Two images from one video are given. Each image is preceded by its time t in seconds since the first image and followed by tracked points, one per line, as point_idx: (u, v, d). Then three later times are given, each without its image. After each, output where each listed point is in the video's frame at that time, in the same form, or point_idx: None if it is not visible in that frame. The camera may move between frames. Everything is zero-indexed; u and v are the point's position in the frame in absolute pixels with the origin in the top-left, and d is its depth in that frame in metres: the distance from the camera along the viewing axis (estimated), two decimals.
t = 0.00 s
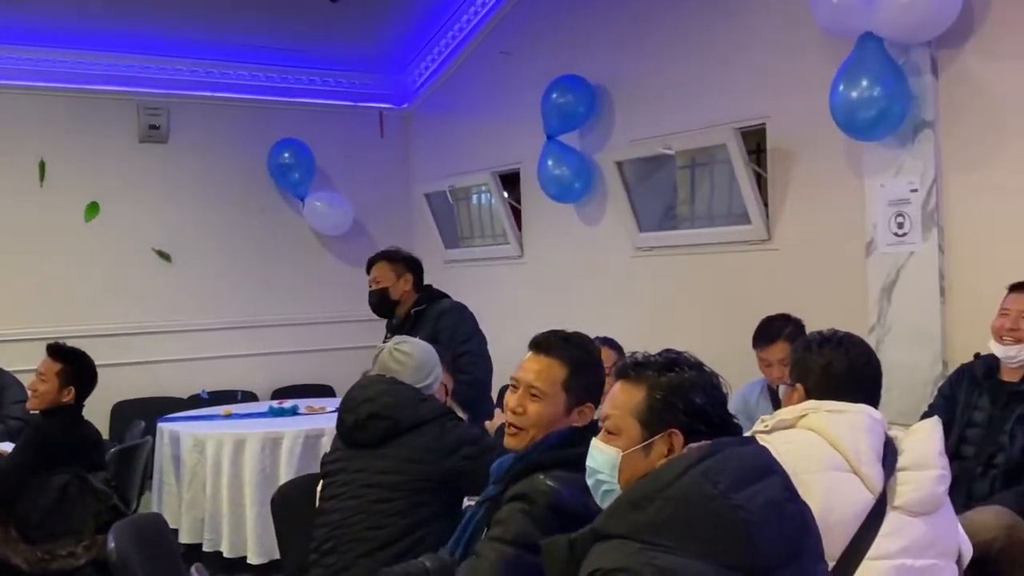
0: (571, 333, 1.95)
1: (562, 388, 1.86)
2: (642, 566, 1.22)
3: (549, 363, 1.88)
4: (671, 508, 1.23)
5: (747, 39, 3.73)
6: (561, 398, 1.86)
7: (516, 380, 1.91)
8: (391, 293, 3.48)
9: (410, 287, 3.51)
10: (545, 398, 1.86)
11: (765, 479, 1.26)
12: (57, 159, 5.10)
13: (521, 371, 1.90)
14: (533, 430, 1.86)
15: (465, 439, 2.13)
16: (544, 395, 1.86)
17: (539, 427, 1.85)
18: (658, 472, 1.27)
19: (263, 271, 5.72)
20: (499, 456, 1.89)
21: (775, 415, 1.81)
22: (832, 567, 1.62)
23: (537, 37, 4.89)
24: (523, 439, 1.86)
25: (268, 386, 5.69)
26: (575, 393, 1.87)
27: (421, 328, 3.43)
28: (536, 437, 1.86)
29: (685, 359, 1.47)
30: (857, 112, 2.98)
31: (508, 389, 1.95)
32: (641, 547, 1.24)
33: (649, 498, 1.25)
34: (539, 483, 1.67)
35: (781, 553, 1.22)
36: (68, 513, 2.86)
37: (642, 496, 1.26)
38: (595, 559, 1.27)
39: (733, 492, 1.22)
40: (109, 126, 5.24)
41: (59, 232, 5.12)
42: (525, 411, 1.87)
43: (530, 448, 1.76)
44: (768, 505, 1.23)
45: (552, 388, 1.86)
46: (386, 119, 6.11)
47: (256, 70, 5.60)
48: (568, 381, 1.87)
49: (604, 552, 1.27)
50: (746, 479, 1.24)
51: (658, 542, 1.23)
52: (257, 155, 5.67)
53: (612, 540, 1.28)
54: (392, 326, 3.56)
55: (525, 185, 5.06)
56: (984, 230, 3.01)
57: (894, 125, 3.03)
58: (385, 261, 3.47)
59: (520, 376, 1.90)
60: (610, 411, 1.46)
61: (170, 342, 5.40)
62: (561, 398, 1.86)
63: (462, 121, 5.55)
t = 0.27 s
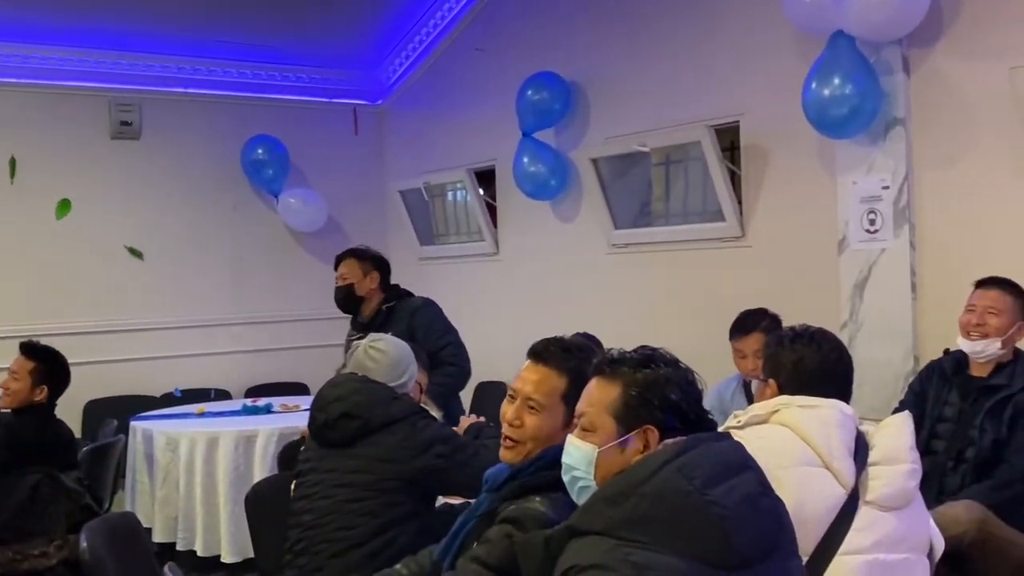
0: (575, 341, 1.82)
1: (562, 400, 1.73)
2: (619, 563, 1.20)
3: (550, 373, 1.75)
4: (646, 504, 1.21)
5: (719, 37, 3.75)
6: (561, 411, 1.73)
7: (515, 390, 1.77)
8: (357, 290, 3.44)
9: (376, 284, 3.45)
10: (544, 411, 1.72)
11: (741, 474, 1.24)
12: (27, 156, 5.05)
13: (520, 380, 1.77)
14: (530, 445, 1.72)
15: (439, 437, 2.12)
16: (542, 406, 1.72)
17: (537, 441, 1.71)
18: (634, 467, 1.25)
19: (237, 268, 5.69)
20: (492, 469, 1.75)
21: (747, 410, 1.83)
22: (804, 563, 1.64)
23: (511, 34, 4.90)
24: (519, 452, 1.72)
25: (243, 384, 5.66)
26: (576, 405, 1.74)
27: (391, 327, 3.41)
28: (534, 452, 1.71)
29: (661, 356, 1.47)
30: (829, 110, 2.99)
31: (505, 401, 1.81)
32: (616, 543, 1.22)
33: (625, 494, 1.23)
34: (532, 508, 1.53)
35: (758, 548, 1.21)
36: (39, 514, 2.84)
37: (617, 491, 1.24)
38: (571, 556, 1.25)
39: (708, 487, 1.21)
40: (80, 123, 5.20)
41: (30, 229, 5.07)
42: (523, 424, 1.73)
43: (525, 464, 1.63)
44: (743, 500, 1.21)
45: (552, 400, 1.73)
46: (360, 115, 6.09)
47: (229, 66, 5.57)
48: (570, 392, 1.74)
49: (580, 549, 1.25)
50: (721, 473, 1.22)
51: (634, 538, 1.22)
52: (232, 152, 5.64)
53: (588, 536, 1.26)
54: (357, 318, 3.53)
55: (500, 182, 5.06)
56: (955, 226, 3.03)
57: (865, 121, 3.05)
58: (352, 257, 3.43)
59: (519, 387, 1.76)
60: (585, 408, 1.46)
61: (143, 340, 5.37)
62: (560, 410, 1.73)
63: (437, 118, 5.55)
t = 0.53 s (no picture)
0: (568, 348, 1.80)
1: (556, 410, 1.71)
2: (606, 560, 1.19)
3: (545, 382, 1.72)
4: (634, 499, 1.20)
5: (703, 31, 3.75)
6: (554, 421, 1.70)
7: (507, 399, 1.75)
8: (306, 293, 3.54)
9: (326, 288, 3.56)
10: (538, 421, 1.70)
11: (727, 470, 1.24)
12: (7, 151, 5.00)
13: (513, 388, 1.74)
14: (522, 454, 1.69)
15: (418, 434, 2.11)
16: (535, 416, 1.70)
17: (529, 451, 1.68)
18: (622, 463, 1.24)
19: (220, 264, 5.66)
20: (481, 476, 1.72)
21: (730, 406, 1.82)
22: (791, 553, 1.61)
23: (495, 29, 4.89)
24: (510, 461, 1.70)
25: (226, 381, 5.64)
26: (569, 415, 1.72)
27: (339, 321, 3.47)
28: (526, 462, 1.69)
29: (647, 351, 1.47)
30: (813, 104, 3.00)
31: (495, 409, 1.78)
32: (604, 540, 1.21)
33: (613, 490, 1.22)
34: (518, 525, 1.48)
35: (744, 543, 1.21)
36: (20, 512, 2.81)
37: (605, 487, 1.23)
38: (558, 553, 1.24)
39: (696, 482, 1.20)
40: (61, 118, 5.16)
41: (11, 225, 5.03)
42: (515, 432, 1.70)
43: (514, 475, 1.61)
44: (731, 496, 1.21)
45: (546, 410, 1.70)
46: (344, 111, 6.07)
47: (212, 61, 5.54)
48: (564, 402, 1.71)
49: (566, 546, 1.24)
50: (709, 469, 1.22)
51: (622, 534, 1.20)
52: (215, 146, 5.61)
53: (575, 532, 1.25)
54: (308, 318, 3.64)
55: (484, 177, 5.05)
56: (938, 220, 3.04)
57: (848, 117, 3.05)
58: (301, 262, 3.54)
59: (512, 394, 1.74)
60: (572, 404, 1.45)
61: (125, 336, 5.34)
62: (554, 421, 1.70)
63: (421, 113, 5.53)
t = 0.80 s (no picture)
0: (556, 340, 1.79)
1: (542, 404, 1.70)
2: (608, 557, 1.17)
3: (530, 375, 1.72)
4: (635, 495, 1.19)
5: (698, 26, 3.75)
6: (540, 415, 1.70)
7: (493, 391, 1.75)
8: (287, 287, 3.52)
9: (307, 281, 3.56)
10: (524, 414, 1.69)
11: (724, 467, 1.24)
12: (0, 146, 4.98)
13: (500, 382, 1.74)
14: (509, 448, 1.69)
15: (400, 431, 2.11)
16: (521, 409, 1.70)
17: (516, 445, 1.68)
18: (621, 459, 1.23)
19: (215, 259, 5.65)
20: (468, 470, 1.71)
21: (725, 402, 1.82)
22: (787, 547, 1.62)
23: (490, 23, 4.87)
24: (498, 454, 1.69)
25: (221, 377, 5.63)
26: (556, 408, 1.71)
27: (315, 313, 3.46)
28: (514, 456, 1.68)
29: (646, 346, 1.47)
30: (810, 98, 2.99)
31: (483, 400, 1.79)
32: (605, 536, 1.20)
33: (614, 486, 1.21)
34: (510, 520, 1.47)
35: (742, 539, 1.21)
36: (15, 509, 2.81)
37: (606, 484, 1.22)
38: (558, 550, 1.23)
39: (696, 479, 1.20)
40: (55, 113, 5.14)
41: (5, 221, 5.01)
42: (501, 426, 1.70)
43: (502, 468, 1.61)
44: (729, 493, 1.21)
45: (531, 404, 1.70)
46: (338, 105, 6.06)
47: (206, 56, 5.52)
48: (550, 396, 1.71)
49: (567, 543, 1.22)
50: (707, 466, 1.22)
51: (623, 531, 1.19)
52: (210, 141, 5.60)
53: (576, 529, 1.24)
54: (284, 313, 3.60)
55: (479, 172, 5.04)
56: (933, 215, 3.04)
57: (844, 111, 3.05)
58: (280, 254, 3.53)
59: (498, 388, 1.74)
60: (570, 399, 1.45)
61: (121, 332, 5.33)
62: (541, 414, 1.70)
63: (416, 108, 5.52)
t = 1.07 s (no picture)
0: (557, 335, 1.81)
1: (551, 394, 1.72)
2: (615, 551, 1.17)
3: (536, 366, 1.73)
4: (642, 490, 1.19)
5: (706, 20, 3.74)
6: (551, 404, 1.71)
7: (501, 385, 1.75)
8: (298, 285, 3.53)
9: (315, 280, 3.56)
10: (535, 404, 1.70)
11: (732, 462, 1.24)
12: (10, 142, 5.01)
13: (506, 376, 1.74)
14: (522, 439, 1.68)
15: (371, 433, 2.07)
16: (533, 400, 1.70)
17: (530, 435, 1.67)
18: (628, 454, 1.24)
19: (224, 254, 5.67)
20: (477, 466, 1.68)
21: (731, 397, 1.82)
22: (796, 541, 1.62)
23: (498, 18, 4.88)
24: (511, 448, 1.67)
25: (230, 372, 5.65)
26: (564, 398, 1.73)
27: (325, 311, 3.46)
28: (527, 447, 1.67)
29: (652, 341, 1.47)
30: (817, 92, 2.99)
31: (488, 399, 1.78)
32: (612, 531, 1.20)
33: (621, 481, 1.21)
34: (526, 505, 1.48)
35: (749, 533, 1.21)
36: (26, 504, 2.83)
37: (613, 479, 1.22)
38: (566, 545, 1.23)
39: (703, 473, 1.20)
40: (64, 109, 5.16)
41: (15, 217, 5.03)
42: (513, 418, 1.69)
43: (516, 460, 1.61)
44: (736, 487, 1.21)
45: (542, 392, 1.71)
46: (346, 100, 6.06)
47: (214, 52, 5.53)
48: (558, 384, 1.73)
49: (574, 537, 1.23)
50: (714, 461, 1.22)
51: (630, 525, 1.19)
52: (218, 137, 5.62)
53: (583, 524, 1.24)
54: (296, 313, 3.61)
55: (487, 167, 5.04)
56: (941, 208, 3.03)
57: (852, 105, 3.04)
58: (290, 252, 3.54)
59: (505, 382, 1.74)
60: (577, 394, 1.45)
61: (130, 327, 5.35)
62: (551, 403, 1.71)
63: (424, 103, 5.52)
